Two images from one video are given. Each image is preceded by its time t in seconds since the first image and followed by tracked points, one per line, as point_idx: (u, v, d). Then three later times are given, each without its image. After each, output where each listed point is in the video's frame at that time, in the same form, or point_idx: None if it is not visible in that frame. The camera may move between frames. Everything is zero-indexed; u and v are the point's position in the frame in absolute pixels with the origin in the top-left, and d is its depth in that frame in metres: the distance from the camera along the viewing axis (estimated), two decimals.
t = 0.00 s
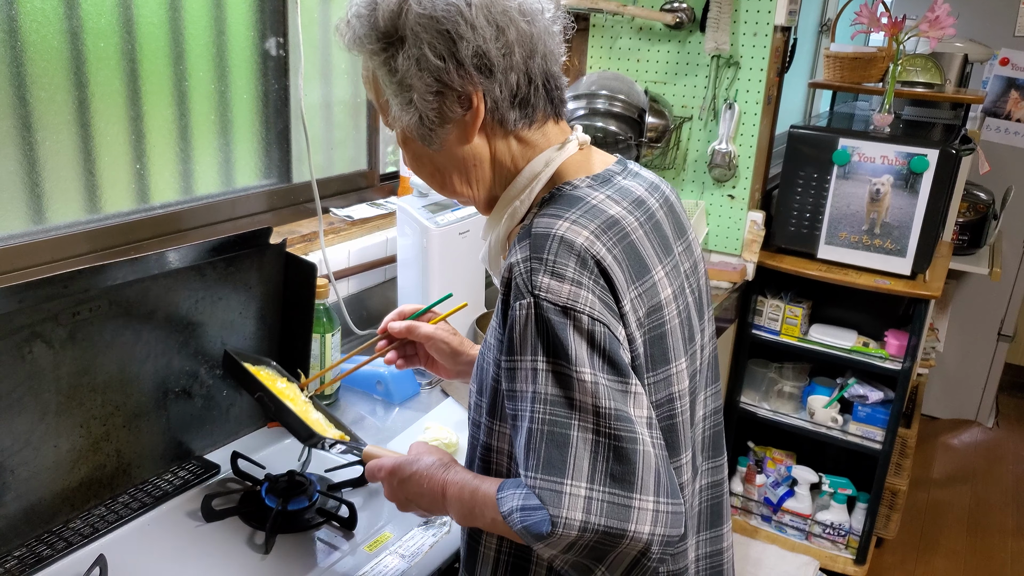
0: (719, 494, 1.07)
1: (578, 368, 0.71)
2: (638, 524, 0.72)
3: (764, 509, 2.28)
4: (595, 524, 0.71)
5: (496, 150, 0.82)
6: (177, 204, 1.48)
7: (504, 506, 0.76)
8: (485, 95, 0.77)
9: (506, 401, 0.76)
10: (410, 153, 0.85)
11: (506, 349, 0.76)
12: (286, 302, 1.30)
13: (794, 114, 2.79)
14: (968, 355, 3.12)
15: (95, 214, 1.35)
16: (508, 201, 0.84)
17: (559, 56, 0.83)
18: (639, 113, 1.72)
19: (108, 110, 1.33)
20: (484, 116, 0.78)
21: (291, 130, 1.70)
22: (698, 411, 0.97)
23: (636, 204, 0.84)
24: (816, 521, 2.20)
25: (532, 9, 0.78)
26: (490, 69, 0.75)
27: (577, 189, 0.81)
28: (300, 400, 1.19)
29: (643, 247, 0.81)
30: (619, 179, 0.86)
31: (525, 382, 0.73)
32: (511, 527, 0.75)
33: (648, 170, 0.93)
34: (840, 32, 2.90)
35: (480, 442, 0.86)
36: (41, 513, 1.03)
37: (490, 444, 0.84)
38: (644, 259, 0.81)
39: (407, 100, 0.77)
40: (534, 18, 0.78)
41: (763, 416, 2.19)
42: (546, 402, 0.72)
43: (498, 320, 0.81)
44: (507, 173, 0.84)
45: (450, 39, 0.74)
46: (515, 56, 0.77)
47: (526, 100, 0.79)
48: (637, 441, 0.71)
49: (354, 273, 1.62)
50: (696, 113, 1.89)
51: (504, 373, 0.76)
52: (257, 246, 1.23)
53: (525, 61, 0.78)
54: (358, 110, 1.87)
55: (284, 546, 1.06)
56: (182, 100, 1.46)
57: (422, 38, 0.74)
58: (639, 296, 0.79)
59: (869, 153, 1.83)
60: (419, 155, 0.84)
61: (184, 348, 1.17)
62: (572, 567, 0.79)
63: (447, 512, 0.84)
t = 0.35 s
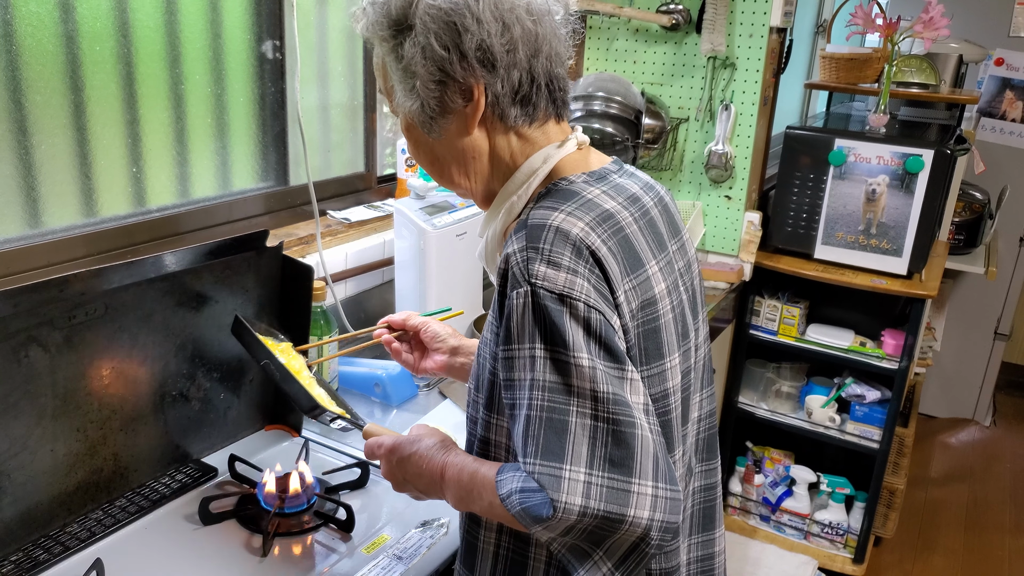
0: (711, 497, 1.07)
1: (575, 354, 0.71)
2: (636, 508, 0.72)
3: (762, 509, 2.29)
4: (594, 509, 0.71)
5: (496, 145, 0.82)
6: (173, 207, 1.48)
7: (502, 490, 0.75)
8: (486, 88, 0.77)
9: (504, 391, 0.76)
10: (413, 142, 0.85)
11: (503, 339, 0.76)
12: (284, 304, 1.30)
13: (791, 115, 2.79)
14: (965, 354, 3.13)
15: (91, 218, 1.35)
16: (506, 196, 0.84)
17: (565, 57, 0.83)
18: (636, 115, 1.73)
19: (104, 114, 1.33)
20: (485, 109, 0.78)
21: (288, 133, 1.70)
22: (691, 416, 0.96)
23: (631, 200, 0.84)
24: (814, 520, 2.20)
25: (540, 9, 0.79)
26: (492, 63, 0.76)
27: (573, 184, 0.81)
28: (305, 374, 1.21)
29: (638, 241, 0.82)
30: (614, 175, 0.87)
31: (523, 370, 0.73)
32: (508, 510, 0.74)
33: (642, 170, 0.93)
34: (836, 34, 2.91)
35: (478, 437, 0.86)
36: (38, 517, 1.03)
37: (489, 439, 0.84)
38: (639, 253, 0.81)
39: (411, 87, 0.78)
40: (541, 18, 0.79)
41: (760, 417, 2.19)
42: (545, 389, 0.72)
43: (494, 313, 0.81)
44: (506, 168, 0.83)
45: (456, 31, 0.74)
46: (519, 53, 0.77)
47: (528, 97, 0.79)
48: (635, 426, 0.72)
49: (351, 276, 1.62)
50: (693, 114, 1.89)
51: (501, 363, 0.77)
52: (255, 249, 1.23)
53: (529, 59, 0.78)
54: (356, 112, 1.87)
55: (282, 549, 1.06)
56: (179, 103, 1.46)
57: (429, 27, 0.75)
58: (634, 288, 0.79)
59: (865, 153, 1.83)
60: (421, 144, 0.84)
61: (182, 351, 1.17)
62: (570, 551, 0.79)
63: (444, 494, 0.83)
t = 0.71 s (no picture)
0: (707, 496, 1.08)
1: (582, 333, 0.71)
2: (647, 487, 0.71)
3: (763, 509, 2.29)
4: (605, 486, 0.70)
5: (501, 140, 0.82)
6: (175, 209, 1.49)
7: (508, 474, 0.75)
8: (492, 83, 0.77)
9: (509, 378, 0.76)
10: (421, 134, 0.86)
11: (508, 326, 0.76)
12: (284, 305, 1.30)
13: (791, 115, 2.79)
14: (967, 353, 3.12)
15: (92, 220, 1.36)
16: (509, 190, 0.84)
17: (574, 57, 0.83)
18: (635, 115, 1.73)
19: (105, 116, 1.34)
20: (491, 104, 0.79)
21: (289, 134, 1.71)
22: (688, 415, 0.96)
23: (632, 194, 0.85)
24: (816, 520, 2.20)
25: (549, 8, 0.78)
26: (499, 58, 0.76)
27: (577, 177, 0.81)
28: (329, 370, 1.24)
29: (640, 234, 0.82)
30: (616, 171, 0.87)
31: (529, 354, 0.73)
32: (514, 492, 0.74)
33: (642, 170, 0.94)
34: (836, 33, 2.91)
35: (482, 432, 0.86)
36: (41, 517, 1.03)
37: (494, 432, 0.84)
38: (641, 245, 0.82)
39: (420, 78, 0.79)
40: (550, 18, 0.78)
41: (761, 416, 2.19)
42: (552, 371, 0.72)
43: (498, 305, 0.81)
44: (510, 163, 0.83)
45: (464, 25, 0.75)
46: (526, 50, 0.77)
47: (533, 94, 0.79)
48: (643, 404, 0.71)
49: (352, 276, 1.62)
50: (692, 114, 1.90)
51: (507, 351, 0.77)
52: (256, 250, 1.24)
53: (536, 57, 0.77)
54: (356, 113, 1.87)
55: (282, 549, 1.06)
56: (179, 105, 1.46)
57: (439, 21, 0.75)
58: (636, 278, 0.79)
59: (864, 153, 1.83)
60: (428, 137, 0.84)
61: (182, 352, 1.18)
62: (577, 536, 0.76)
63: (448, 481, 0.83)
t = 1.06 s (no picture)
0: (706, 496, 1.08)
1: (596, 309, 0.70)
2: (662, 459, 0.69)
3: (763, 510, 2.29)
4: (619, 453, 0.67)
5: (506, 140, 0.82)
6: (175, 211, 1.49)
7: (507, 448, 0.73)
8: (497, 84, 0.77)
9: (519, 363, 0.75)
10: (426, 135, 0.85)
11: (519, 312, 0.75)
12: (284, 307, 1.30)
13: (790, 117, 2.80)
14: (966, 355, 3.13)
15: (93, 222, 1.36)
16: (514, 189, 0.84)
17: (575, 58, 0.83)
18: (634, 117, 1.74)
19: (106, 118, 1.34)
20: (496, 105, 0.79)
21: (289, 136, 1.71)
22: (689, 412, 0.97)
23: (638, 192, 0.85)
24: (815, 522, 2.21)
25: (552, 10, 0.79)
26: (504, 60, 0.76)
27: (585, 172, 0.82)
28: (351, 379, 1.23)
29: (645, 229, 0.82)
30: (621, 170, 0.88)
31: (542, 336, 0.73)
32: (516, 463, 0.72)
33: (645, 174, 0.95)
34: (835, 35, 2.91)
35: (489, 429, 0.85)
36: (41, 518, 1.04)
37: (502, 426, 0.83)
38: (646, 240, 0.82)
39: (426, 81, 0.79)
40: (553, 19, 0.79)
41: (760, 418, 2.19)
42: (565, 349, 0.71)
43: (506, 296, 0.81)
44: (515, 163, 0.84)
45: (469, 27, 0.75)
46: (530, 51, 0.77)
47: (538, 95, 0.80)
48: (656, 379, 0.70)
49: (351, 278, 1.62)
50: (692, 116, 1.90)
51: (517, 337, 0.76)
52: (256, 252, 1.24)
53: (540, 58, 0.78)
54: (356, 115, 1.88)
55: (282, 550, 1.06)
56: (179, 108, 1.47)
57: (444, 24, 0.76)
58: (641, 271, 0.80)
59: (863, 155, 1.84)
60: (433, 138, 0.84)
61: (182, 354, 1.18)
62: (576, 514, 0.72)
63: (446, 462, 0.83)
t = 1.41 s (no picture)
0: (709, 499, 1.08)
1: (600, 299, 0.70)
2: (660, 448, 0.68)
3: (764, 513, 2.29)
4: (618, 439, 0.67)
5: (514, 141, 0.82)
6: (176, 213, 1.49)
7: (506, 436, 0.73)
8: (507, 85, 0.77)
9: (523, 354, 0.75)
10: (434, 139, 0.85)
11: (525, 303, 0.75)
12: (285, 309, 1.30)
13: (790, 119, 2.80)
14: (967, 357, 3.12)
15: (94, 224, 1.36)
16: (521, 189, 0.84)
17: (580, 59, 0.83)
18: (635, 119, 1.74)
19: (106, 119, 1.34)
20: (505, 106, 0.79)
21: (290, 138, 1.71)
22: (694, 413, 0.96)
23: (645, 191, 0.85)
24: (817, 524, 2.20)
25: (559, 11, 0.79)
26: (513, 60, 0.76)
27: (593, 171, 0.83)
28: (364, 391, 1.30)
29: (652, 228, 0.82)
30: (629, 170, 0.88)
31: (547, 327, 0.73)
32: (514, 451, 0.71)
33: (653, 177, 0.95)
34: (836, 37, 2.91)
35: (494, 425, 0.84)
36: (42, 521, 1.03)
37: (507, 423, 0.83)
38: (653, 238, 0.82)
39: (435, 85, 0.78)
40: (560, 21, 0.79)
41: (762, 420, 2.19)
42: (569, 338, 0.71)
43: (512, 290, 0.81)
44: (523, 164, 0.84)
45: (479, 30, 0.75)
46: (538, 52, 0.77)
47: (546, 96, 0.80)
48: (658, 370, 0.70)
49: (352, 280, 1.62)
50: (693, 118, 1.90)
51: (523, 329, 0.76)
52: (256, 254, 1.24)
53: (548, 59, 0.78)
54: (357, 117, 1.88)
55: (283, 553, 1.06)
56: (181, 110, 1.47)
57: (453, 27, 0.75)
58: (647, 269, 0.80)
59: (865, 157, 1.84)
60: (442, 141, 0.84)
61: (183, 357, 1.18)
62: (573, 503, 0.72)
63: (445, 451, 0.83)
